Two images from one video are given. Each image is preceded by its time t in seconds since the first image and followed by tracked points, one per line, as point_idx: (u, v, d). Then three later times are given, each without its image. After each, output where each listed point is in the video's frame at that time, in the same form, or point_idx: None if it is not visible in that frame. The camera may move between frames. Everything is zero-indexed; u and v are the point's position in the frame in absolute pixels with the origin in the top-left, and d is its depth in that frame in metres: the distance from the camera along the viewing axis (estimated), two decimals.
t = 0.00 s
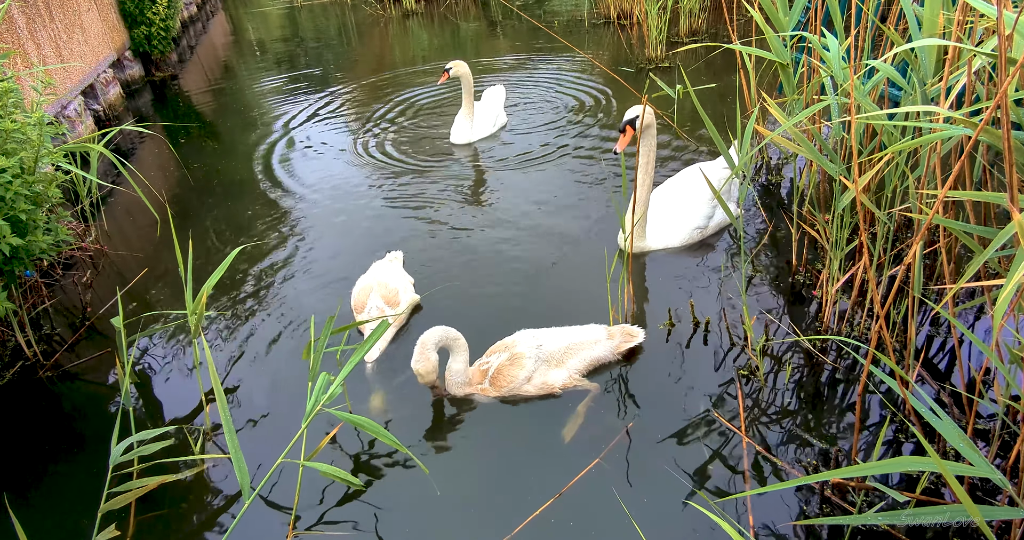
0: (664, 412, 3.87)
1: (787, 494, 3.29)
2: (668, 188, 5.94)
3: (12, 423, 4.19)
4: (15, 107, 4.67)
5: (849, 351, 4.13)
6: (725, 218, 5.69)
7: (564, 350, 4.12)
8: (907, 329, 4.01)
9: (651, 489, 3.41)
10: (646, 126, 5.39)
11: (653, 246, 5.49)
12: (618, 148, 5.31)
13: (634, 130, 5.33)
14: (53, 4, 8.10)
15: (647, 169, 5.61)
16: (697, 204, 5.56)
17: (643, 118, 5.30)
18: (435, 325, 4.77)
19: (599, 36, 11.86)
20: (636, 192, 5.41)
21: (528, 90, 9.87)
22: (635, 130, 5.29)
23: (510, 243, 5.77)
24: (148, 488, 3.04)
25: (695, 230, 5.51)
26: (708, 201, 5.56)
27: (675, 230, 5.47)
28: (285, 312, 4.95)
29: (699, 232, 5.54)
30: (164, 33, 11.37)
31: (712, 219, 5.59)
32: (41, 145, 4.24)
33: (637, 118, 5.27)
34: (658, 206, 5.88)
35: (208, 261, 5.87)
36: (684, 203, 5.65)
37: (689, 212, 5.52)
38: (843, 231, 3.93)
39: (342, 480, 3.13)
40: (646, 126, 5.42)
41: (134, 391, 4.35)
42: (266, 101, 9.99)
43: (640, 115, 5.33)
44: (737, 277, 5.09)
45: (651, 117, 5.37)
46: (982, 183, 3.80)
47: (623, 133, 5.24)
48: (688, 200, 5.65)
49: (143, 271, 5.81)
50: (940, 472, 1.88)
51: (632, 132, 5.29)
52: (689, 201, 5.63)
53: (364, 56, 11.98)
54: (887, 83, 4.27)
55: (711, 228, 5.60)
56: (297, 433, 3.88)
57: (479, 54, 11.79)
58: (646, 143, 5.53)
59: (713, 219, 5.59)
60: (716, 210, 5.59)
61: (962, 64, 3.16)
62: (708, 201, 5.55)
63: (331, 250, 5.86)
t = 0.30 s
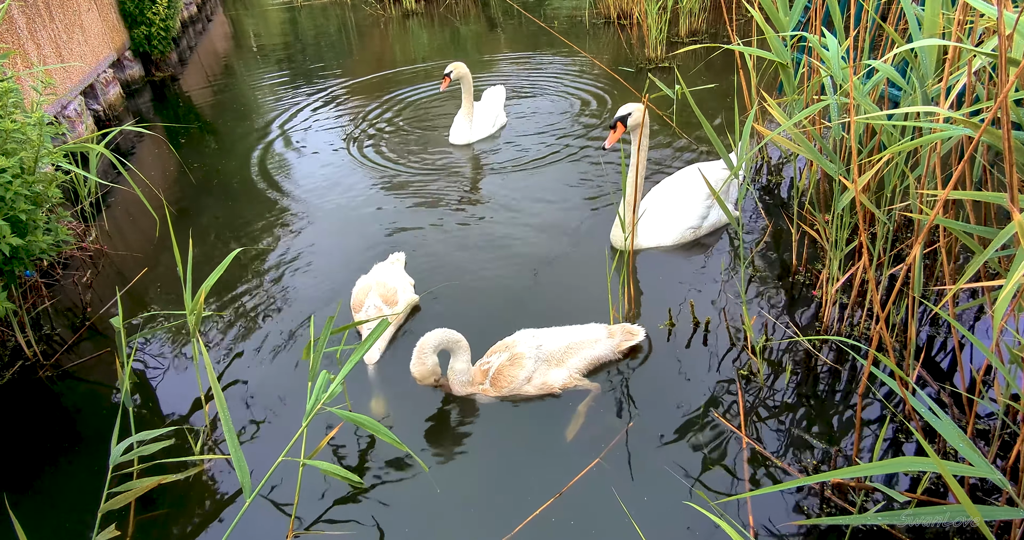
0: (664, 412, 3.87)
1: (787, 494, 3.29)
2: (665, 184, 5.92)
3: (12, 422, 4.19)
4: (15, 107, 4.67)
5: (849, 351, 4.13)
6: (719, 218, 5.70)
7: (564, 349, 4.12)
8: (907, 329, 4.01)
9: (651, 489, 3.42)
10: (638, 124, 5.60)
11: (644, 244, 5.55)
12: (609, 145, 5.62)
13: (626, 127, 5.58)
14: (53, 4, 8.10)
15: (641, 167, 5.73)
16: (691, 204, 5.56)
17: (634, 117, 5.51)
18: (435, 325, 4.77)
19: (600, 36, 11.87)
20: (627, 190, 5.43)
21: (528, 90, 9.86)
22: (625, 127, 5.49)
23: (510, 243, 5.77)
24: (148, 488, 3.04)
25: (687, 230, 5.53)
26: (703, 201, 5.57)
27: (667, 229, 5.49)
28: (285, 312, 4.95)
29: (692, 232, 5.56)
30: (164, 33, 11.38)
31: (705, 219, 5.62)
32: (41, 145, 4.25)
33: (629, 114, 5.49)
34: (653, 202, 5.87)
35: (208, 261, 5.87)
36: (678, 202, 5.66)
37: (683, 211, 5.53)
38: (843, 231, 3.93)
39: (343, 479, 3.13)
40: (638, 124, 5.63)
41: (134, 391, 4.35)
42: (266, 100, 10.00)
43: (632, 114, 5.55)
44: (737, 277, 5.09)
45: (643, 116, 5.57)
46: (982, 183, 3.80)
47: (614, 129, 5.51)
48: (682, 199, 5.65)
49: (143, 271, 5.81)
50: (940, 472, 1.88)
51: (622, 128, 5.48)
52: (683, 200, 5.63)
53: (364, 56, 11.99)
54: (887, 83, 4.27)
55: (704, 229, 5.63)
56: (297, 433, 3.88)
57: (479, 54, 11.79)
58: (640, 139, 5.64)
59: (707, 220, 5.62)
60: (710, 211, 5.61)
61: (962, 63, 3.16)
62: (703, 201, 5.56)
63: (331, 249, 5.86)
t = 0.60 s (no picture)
0: (663, 411, 3.87)
1: (787, 494, 3.29)
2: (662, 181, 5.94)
3: (12, 422, 4.19)
4: (15, 107, 4.66)
5: (849, 352, 4.12)
6: (713, 218, 5.71)
7: (564, 349, 4.13)
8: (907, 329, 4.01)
9: (651, 489, 3.42)
10: (631, 123, 5.64)
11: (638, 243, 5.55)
12: (602, 142, 5.73)
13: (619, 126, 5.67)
14: (53, 4, 8.10)
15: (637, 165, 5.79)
16: (685, 203, 5.59)
17: (627, 116, 5.56)
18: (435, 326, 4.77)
19: (600, 36, 11.87)
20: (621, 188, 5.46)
21: (528, 90, 9.85)
22: (618, 125, 5.61)
23: (510, 243, 5.77)
24: (148, 488, 3.04)
25: (680, 229, 5.55)
26: (697, 201, 5.59)
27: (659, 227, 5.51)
28: (285, 312, 4.96)
29: (685, 232, 5.59)
30: (164, 33, 11.37)
31: (699, 219, 5.64)
32: (41, 145, 4.24)
33: (623, 113, 5.58)
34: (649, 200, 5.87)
35: (208, 261, 5.87)
36: (672, 200, 5.68)
37: (676, 210, 5.56)
38: (843, 231, 3.93)
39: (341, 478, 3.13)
40: (632, 122, 5.66)
41: (134, 391, 4.35)
42: (266, 100, 10.01)
43: (625, 112, 5.60)
44: (737, 277, 5.09)
45: (636, 114, 5.59)
46: (983, 183, 3.80)
47: (607, 126, 5.67)
48: (676, 198, 5.66)
49: (143, 271, 5.81)
50: (940, 472, 1.88)
51: (615, 127, 5.61)
52: (677, 199, 5.65)
53: (364, 56, 12.00)
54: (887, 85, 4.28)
55: (697, 229, 5.65)
56: (297, 432, 3.88)
57: (479, 54, 11.79)
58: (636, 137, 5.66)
59: (701, 220, 5.64)
60: (704, 211, 5.63)
61: (963, 63, 3.16)
62: (697, 201, 5.58)
63: (331, 249, 5.86)
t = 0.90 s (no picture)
0: (663, 411, 3.87)
1: (787, 494, 3.28)
2: (656, 181, 5.96)
3: (12, 422, 4.19)
4: (15, 107, 4.66)
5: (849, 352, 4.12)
6: (706, 220, 5.74)
7: (564, 350, 4.15)
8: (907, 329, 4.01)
9: (651, 489, 3.42)
10: (625, 124, 5.64)
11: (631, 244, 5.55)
12: (597, 143, 5.77)
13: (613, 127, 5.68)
14: (53, 4, 8.10)
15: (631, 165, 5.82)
16: (678, 204, 5.61)
17: (620, 117, 5.56)
18: (435, 326, 4.77)
19: (600, 36, 11.88)
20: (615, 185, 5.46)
21: (528, 90, 9.85)
22: (611, 127, 5.64)
23: (510, 243, 5.77)
24: (148, 488, 3.04)
25: (672, 230, 5.57)
26: (691, 202, 5.61)
27: (652, 226, 5.52)
28: (285, 312, 4.95)
29: (677, 232, 5.61)
30: (165, 33, 11.37)
31: (692, 221, 5.66)
32: (41, 145, 4.24)
33: (616, 114, 5.59)
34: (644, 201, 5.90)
35: (208, 261, 5.87)
36: (666, 201, 5.70)
37: (669, 211, 5.58)
38: (843, 231, 3.93)
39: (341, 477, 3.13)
40: (626, 123, 5.66)
41: (134, 390, 4.35)
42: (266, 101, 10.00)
43: (619, 113, 5.60)
44: (736, 277, 5.10)
45: (630, 115, 5.59)
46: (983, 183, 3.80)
47: (600, 128, 5.70)
48: (670, 199, 5.69)
49: (143, 271, 5.81)
50: (940, 472, 1.88)
51: (608, 128, 5.66)
52: (671, 200, 5.67)
53: (364, 57, 12.00)
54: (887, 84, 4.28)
55: (690, 230, 5.67)
56: (296, 432, 3.89)
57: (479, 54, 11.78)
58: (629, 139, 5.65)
59: (693, 222, 5.67)
60: (697, 213, 5.65)
61: (962, 63, 3.16)
62: (690, 202, 5.61)
63: (331, 249, 5.86)
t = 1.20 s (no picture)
0: (664, 411, 3.87)
1: (788, 495, 3.28)
2: (653, 181, 5.98)
3: (12, 422, 4.19)
4: (15, 107, 4.66)
5: (848, 352, 4.13)
6: (700, 220, 5.73)
7: (564, 351, 4.14)
8: (907, 329, 4.00)
9: (651, 489, 3.42)
10: (621, 125, 5.63)
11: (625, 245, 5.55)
12: (592, 146, 5.74)
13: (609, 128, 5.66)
14: (53, 4, 8.10)
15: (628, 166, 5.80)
16: (672, 204, 5.61)
17: (616, 118, 5.55)
18: (435, 326, 4.77)
19: (600, 37, 11.88)
20: (612, 185, 5.45)
21: (528, 90, 9.84)
22: (608, 129, 5.60)
23: (510, 243, 5.77)
24: (148, 488, 3.04)
25: (666, 231, 5.58)
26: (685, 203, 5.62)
27: (646, 227, 5.52)
28: (285, 312, 4.95)
29: (672, 233, 5.62)
30: (164, 33, 11.37)
31: (686, 221, 5.66)
32: (41, 145, 4.24)
33: (611, 116, 5.56)
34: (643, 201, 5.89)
35: (208, 261, 5.87)
36: (659, 202, 5.71)
37: (663, 212, 5.59)
38: (843, 231, 3.93)
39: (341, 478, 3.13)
40: (622, 125, 5.65)
41: (134, 391, 4.35)
42: (265, 101, 10.00)
43: (614, 114, 5.59)
44: (736, 277, 5.10)
45: (626, 117, 5.59)
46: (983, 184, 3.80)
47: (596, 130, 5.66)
48: (664, 199, 5.69)
49: (143, 271, 5.81)
50: (941, 473, 1.88)
51: (604, 130, 5.61)
52: (665, 200, 5.68)
53: (363, 57, 11.99)
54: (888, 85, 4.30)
55: (684, 230, 5.68)
56: (296, 432, 3.89)
57: (479, 54, 11.76)
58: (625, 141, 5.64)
59: (687, 222, 5.67)
60: (691, 212, 5.64)
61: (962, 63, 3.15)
62: (684, 201, 5.62)
63: (330, 249, 5.86)
